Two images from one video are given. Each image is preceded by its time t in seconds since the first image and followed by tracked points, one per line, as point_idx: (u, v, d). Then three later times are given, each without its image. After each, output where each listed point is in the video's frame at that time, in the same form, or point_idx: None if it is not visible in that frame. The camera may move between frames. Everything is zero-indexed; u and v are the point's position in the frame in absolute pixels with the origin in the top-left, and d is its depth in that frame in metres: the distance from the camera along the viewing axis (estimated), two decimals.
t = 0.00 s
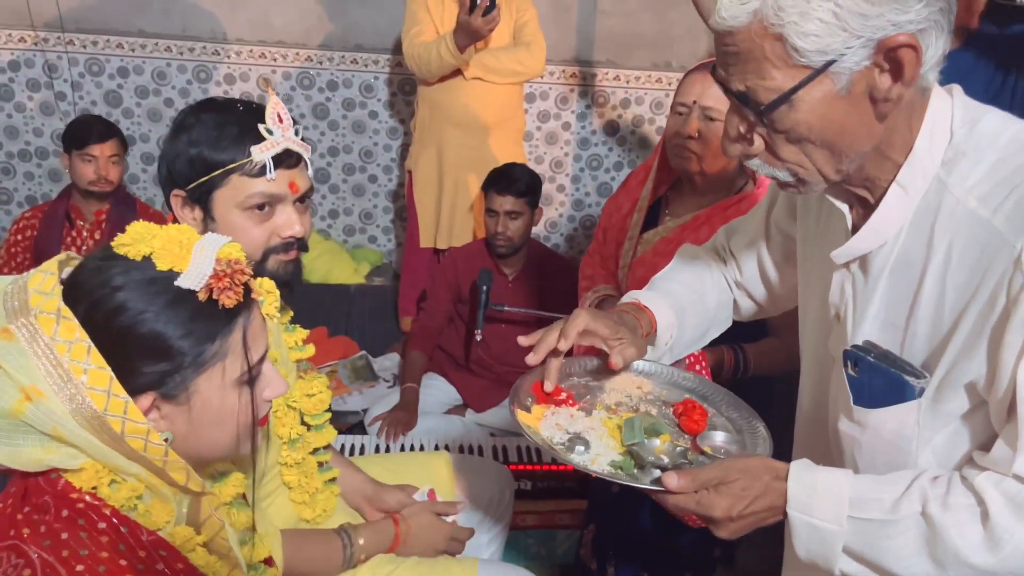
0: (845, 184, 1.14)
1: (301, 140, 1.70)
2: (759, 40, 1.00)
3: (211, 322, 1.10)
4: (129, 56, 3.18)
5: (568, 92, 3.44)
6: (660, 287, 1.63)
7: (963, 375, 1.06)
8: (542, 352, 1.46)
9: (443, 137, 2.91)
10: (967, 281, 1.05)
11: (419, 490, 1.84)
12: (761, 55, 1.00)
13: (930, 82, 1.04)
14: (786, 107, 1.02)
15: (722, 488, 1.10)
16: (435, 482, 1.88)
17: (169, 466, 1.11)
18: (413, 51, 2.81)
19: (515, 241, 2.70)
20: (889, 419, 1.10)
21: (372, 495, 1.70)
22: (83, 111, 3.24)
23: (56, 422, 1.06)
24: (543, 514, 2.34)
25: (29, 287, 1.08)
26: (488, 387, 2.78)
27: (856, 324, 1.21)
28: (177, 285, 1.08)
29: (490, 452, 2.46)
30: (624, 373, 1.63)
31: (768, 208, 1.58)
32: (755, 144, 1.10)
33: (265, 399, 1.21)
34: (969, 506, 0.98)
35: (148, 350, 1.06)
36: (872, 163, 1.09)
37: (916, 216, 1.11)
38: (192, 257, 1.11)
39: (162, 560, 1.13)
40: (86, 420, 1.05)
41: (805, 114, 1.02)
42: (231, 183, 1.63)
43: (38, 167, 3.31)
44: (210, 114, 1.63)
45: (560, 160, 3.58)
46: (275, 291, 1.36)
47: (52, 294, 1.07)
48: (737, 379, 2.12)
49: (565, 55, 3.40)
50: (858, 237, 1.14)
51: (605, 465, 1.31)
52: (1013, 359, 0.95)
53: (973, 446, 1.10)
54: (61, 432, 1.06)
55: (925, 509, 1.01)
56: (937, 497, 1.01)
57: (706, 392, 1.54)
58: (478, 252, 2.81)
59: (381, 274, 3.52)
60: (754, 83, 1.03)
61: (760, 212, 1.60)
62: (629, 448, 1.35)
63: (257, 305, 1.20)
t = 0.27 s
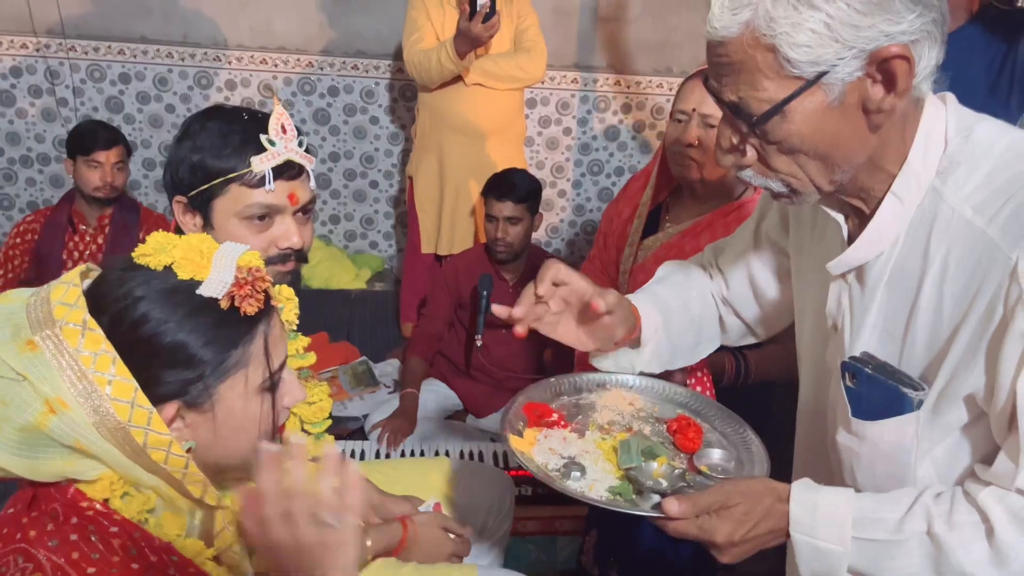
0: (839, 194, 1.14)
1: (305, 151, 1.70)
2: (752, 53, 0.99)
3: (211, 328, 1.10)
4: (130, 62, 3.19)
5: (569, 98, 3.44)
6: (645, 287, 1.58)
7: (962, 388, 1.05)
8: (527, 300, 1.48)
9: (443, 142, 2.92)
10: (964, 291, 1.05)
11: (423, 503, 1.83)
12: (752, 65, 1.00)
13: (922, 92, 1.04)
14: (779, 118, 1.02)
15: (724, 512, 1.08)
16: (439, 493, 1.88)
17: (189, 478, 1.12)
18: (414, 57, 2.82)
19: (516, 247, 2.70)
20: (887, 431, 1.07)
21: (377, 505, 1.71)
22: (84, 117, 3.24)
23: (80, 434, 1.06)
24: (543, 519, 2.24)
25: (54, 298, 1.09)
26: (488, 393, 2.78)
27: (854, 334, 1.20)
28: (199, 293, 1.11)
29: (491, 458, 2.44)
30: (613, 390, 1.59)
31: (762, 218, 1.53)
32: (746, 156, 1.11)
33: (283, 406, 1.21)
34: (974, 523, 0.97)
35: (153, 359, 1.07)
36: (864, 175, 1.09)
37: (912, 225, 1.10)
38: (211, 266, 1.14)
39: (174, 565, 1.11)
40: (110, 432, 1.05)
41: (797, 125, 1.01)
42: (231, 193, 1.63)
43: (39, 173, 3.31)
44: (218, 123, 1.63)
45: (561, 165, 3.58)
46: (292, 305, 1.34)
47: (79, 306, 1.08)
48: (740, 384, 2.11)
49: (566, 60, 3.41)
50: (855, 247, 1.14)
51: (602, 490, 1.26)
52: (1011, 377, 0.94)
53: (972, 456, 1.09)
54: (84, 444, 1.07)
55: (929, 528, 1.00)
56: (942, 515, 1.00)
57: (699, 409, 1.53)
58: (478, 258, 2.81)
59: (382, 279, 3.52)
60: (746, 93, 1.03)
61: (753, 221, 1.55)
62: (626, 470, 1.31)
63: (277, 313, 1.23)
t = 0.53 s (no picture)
0: (834, 204, 1.13)
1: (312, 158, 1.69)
2: (742, 65, 0.98)
3: (250, 334, 1.10)
4: (130, 65, 3.19)
5: (569, 100, 3.44)
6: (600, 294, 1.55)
7: (964, 400, 1.04)
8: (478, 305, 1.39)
9: (443, 145, 2.91)
10: (963, 301, 1.04)
11: (424, 508, 1.83)
12: (742, 77, 0.99)
13: (915, 102, 1.04)
14: (769, 130, 1.00)
15: (728, 532, 1.09)
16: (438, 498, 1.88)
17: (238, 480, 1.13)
18: (413, 60, 2.82)
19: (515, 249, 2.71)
20: (890, 443, 1.06)
21: (378, 510, 1.72)
22: (85, 120, 3.23)
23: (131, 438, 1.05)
24: (543, 523, 2.18)
25: (100, 303, 1.10)
26: (489, 396, 2.76)
27: (852, 346, 1.19)
28: (237, 299, 1.10)
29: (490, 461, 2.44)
30: (610, 402, 1.57)
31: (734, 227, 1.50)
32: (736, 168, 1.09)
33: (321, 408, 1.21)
34: (981, 535, 0.96)
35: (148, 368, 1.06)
36: (859, 184, 1.08)
37: (909, 234, 1.10)
38: (248, 271, 1.12)
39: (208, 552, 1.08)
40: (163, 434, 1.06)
41: (788, 136, 1.00)
42: (236, 197, 1.62)
43: (39, 175, 3.30)
44: (225, 127, 1.63)
45: (561, 167, 3.58)
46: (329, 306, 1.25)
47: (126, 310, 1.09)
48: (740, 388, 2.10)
49: (566, 63, 3.41)
50: (852, 258, 1.13)
51: (603, 512, 1.24)
52: (1013, 388, 0.94)
53: (976, 468, 1.09)
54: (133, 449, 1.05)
55: (935, 542, 0.99)
56: (948, 528, 0.99)
57: (695, 420, 1.52)
58: (477, 261, 2.80)
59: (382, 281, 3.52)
60: (736, 106, 1.01)
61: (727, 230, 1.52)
62: (626, 490, 1.29)
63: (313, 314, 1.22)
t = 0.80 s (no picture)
0: (827, 214, 1.12)
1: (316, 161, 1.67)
2: (730, 78, 0.96)
3: (289, 337, 1.10)
4: (129, 64, 3.18)
5: (568, 99, 3.44)
6: (575, 304, 1.53)
7: (966, 409, 1.04)
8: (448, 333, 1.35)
9: (441, 145, 2.91)
10: (961, 311, 1.04)
11: (422, 508, 1.83)
12: (731, 90, 0.97)
13: (907, 110, 1.03)
14: (761, 143, 0.99)
15: (728, 546, 1.06)
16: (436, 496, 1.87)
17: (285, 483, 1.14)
18: (411, 60, 2.82)
19: (513, 249, 2.70)
20: (889, 455, 1.04)
21: (376, 509, 1.72)
22: (83, 119, 3.23)
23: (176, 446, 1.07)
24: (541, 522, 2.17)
25: (140, 313, 1.09)
26: (487, 395, 2.76)
27: (848, 356, 1.18)
28: (274, 304, 1.10)
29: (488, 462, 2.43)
30: (606, 412, 1.55)
31: (722, 230, 1.50)
32: (728, 179, 1.07)
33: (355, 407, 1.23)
34: (985, 544, 0.95)
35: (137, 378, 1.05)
36: (853, 194, 1.07)
37: (904, 243, 1.09)
38: (284, 276, 1.12)
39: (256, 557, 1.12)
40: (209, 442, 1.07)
41: (780, 149, 0.99)
42: (239, 198, 1.61)
43: (37, 175, 3.29)
44: (231, 129, 1.63)
45: (560, 167, 3.57)
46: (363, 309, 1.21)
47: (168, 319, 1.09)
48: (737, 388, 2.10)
49: (565, 62, 3.40)
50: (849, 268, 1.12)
51: (603, 528, 1.23)
52: (1016, 399, 0.94)
53: (977, 476, 1.09)
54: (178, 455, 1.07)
55: (939, 552, 0.99)
56: (951, 538, 0.98)
57: (691, 428, 1.51)
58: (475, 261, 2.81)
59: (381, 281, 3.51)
60: (726, 119, 1.00)
61: (713, 233, 1.52)
62: (626, 505, 1.28)
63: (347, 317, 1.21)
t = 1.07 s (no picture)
0: (823, 215, 1.11)
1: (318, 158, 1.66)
2: (725, 79, 0.96)
3: (304, 336, 1.09)
4: (125, 61, 3.17)
5: (566, 96, 3.43)
6: (569, 307, 1.53)
7: (962, 411, 1.03)
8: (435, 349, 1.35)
9: (439, 142, 2.90)
10: (958, 312, 1.03)
11: (419, 505, 1.82)
12: (725, 92, 0.96)
13: (903, 111, 1.02)
14: (755, 146, 0.98)
15: (724, 549, 1.04)
16: (435, 495, 1.86)
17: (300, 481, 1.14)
18: (408, 57, 2.81)
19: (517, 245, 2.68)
20: (883, 458, 1.04)
21: (373, 508, 1.71)
22: (80, 116, 3.22)
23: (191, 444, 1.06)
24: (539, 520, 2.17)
25: (156, 310, 1.09)
26: (485, 393, 2.76)
27: (843, 357, 1.17)
28: (290, 302, 1.08)
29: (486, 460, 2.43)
30: (600, 413, 1.55)
31: (717, 229, 1.49)
32: (723, 181, 1.06)
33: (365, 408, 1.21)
34: (981, 547, 0.95)
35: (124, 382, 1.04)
36: (848, 196, 1.06)
37: (900, 244, 1.08)
38: (299, 275, 1.09)
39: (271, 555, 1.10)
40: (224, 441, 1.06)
41: (774, 151, 0.98)
42: (240, 194, 1.60)
43: (34, 172, 3.28)
44: (233, 126, 1.62)
45: (558, 164, 3.57)
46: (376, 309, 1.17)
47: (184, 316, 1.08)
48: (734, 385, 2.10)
49: (564, 59, 3.39)
50: (845, 269, 1.11)
51: (597, 531, 1.22)
52: (1013, 402, 0.94)
53: (974, 476, 1.09)
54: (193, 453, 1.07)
55: (936, 555, 0.98)
56: (948, 541, 0.98)
57: (685, 429, 1.50)
58: (473, 258, 2.78)
59: (379, 279, 3.51)
60: (720, 122, 0.99)
61: (708, 232, 1.52)
62: (620, 507, 1.28)
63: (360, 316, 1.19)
